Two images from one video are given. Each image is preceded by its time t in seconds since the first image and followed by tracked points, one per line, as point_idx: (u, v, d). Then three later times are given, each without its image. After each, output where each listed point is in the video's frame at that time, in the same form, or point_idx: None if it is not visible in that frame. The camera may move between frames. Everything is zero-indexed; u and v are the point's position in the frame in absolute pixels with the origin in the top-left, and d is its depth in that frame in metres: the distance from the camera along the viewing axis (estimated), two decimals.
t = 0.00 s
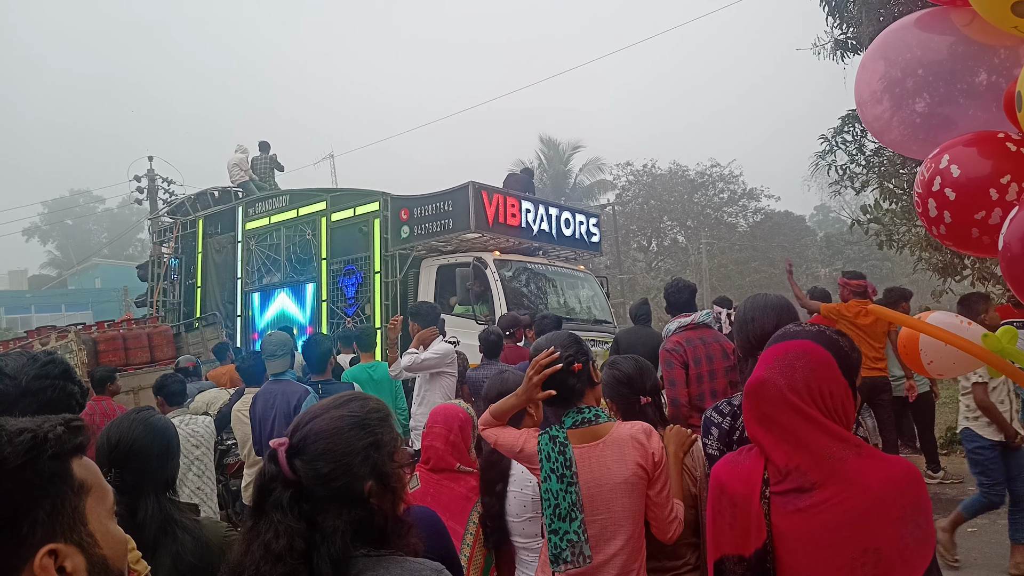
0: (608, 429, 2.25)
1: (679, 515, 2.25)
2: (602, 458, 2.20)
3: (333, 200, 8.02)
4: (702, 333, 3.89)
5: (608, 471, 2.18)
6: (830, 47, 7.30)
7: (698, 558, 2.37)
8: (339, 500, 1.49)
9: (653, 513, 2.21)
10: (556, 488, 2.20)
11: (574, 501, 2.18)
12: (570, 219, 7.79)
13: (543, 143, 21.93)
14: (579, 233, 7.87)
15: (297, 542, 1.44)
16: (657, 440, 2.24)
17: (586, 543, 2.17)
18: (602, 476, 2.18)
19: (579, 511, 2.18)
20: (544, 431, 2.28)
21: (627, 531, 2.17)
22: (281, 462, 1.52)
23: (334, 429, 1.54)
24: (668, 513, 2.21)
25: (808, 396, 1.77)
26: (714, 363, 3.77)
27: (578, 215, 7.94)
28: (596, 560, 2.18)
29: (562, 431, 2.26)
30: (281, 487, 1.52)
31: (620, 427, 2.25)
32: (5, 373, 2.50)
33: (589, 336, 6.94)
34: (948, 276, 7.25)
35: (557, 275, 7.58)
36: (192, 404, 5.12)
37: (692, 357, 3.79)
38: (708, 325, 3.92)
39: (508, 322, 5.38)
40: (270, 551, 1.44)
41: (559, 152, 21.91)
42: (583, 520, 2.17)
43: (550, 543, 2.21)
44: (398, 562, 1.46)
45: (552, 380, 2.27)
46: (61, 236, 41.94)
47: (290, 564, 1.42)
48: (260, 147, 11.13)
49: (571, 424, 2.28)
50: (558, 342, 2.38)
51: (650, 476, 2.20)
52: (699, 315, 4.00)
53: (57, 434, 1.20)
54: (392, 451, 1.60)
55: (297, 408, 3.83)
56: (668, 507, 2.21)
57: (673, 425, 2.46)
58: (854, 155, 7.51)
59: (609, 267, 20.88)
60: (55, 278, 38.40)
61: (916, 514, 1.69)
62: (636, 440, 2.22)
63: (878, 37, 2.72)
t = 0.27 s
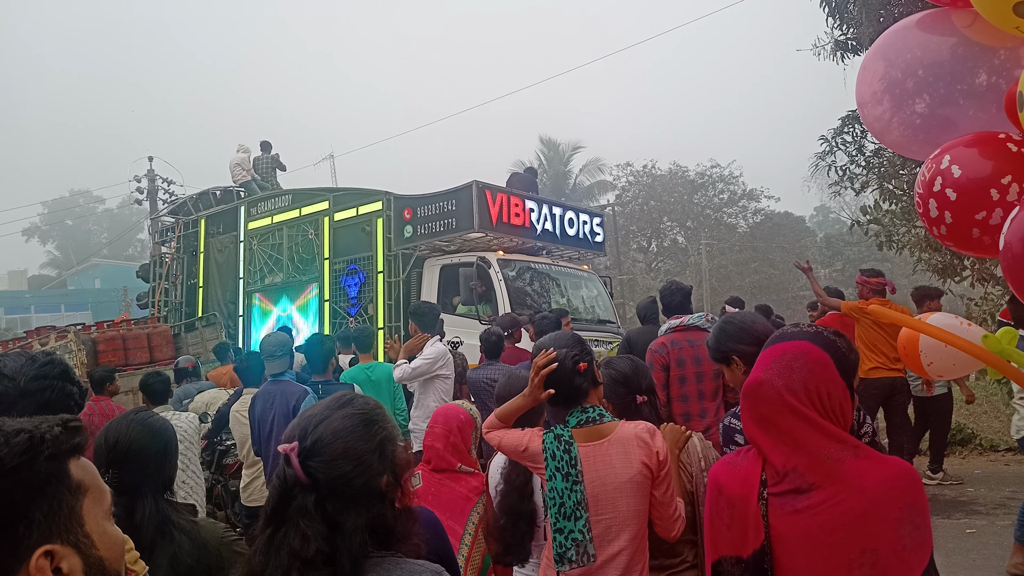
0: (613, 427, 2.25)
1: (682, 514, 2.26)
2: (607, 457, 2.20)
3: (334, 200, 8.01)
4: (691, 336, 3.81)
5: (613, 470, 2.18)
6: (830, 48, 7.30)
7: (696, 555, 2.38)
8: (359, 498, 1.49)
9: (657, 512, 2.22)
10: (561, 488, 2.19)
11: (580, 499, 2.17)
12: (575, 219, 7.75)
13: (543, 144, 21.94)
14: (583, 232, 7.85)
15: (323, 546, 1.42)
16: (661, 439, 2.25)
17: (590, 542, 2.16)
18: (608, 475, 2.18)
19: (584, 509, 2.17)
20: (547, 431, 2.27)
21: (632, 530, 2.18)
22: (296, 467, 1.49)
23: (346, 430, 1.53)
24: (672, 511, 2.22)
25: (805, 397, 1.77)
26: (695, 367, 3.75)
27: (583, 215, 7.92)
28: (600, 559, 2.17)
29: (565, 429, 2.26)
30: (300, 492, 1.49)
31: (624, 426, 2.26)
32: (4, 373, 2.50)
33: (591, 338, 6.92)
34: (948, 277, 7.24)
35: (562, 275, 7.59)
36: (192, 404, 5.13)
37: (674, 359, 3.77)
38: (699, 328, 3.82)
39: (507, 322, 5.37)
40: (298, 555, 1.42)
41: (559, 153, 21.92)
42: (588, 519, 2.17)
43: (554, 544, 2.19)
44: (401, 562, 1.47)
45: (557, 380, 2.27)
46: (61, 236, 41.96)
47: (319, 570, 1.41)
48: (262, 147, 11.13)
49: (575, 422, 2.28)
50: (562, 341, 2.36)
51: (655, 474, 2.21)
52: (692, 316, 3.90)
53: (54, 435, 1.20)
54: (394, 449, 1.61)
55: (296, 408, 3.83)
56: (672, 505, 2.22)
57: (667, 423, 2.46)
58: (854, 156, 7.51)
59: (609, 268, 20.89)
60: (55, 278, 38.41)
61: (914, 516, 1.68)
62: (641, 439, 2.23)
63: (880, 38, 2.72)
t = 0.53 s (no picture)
0: (612, 428, 2.27)
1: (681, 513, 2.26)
2: (607, 456, 2.21)
3: (335, 201, 8.01)
4: (669, 340, 3.83)
5: (613, 470, 2.19)
6: (828, 50, 7.32)
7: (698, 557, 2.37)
8: (352, 498, 1.50)
9: (657, 512, 2.23)
10: (562, 486, 2.19)
11: (581, 498, 2.17)
12: (576, 220, 7.75)
13: (541, 146, 21.95)
14: (586, 233, 7.85)
15: (318, 545, 1.42)
16: (660, 441, 2.27)
17: (594, 542, 2.15)
18: (608, 475, 2.19)
19: (586, 509, 2.17)
20: (546, 431, 2.28)
21: (633, 530, 2.18)
22: (285, 469, 1.49)
23: (336, 430, 1.54)
24: (671, 511, 2.23)
25: (802, 399, 1.77)
26: (672, 371, 3.76)
27: (584, 215, 7.91)
28: (602, 559, 2.16)
29: (565, 430, 2.27)
30: (292, 494, 1.49)
31: (624, 427, 2.28)
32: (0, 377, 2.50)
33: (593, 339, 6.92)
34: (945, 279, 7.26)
35: (565, 275, 7.61)
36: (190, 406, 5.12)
37: (651, 363, 3.80)
38: (678, 332, 3.83)
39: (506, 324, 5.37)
40: (294, 555, 1.41)
41: (557, 155, 21.94)
42: (590, 519, 2.17)
43: (558, 545, 2.17)
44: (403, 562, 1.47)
45: (569, 382, 2.28)
46: (58, 238, 41.89)
47: (316, 569, 1.41)
48: (263, 148, 11.13)
49: (575, 423, 2.29)
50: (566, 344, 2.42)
51: (654, 475, 2.21)
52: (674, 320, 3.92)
53: (49, 439, 1.20)
54: (386, 448, 1.61)
55: (294, 410, 3.82)
56: (671, 506, 2.23)
57: (669, 424, 2.40)
58: (851, 158, 7.53)
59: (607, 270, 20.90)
60: (53, 280, 38.35)
61: (911, 516, 1.69)
62: (641, 440, 2.24)
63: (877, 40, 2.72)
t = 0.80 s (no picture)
0: (599, 426, 2.27)
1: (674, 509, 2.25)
2: (593, 455, 2.21)
3: (339, 196, 8.00)
4: (644, 341, 3.85)
5: (598, 468, 2.19)
6: (830, 49, 7.31)
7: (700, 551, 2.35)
8: (333, 498, 1.49)
9: (647, 509, 2.22)
10: (547, 485, 2.20)
11: (565, 497, 2.18)
12: (581, 216, 7.76)
13: (542, 144, 21.93)
14: (590, 230, 7.85)
15: (294, 544, 1.43)
16: (648, 438, 2.25)
17: (578, 540, 2.16)
18: (593, 473, 2.19)
19: (571, 506, 2.17)
20: (535, 429, 2.29)
21: (620, 528, 2.17)
22: (272, 464, 1.51)
23: (323, 429, 1.53)
24: (662, 507, 2.21)
25: (801, 398, 1.77)
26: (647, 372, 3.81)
27: (589, 213, 7.89)
28: (589, 557, 2.16)
29: (552, 429, 2.28)
30: (275, 491, 1.50)
31: (612, 425, 2.27)
32: None
33: (598, 336, 6.88)
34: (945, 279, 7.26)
35: (569, 272, 7.61)
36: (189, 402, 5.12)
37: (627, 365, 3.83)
38: (652, 332, 3.85)
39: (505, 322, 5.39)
40: (267, 553, 1.43)
41: (558, 153, 21.92)
42: (575, 516, 2.17)
43: (542, 541, 2.20)
44: (396, 562, 1.46)
45: (562, 380, 2.30)
46: (59, 233, 41.86)
47: (287, 566, 1.41)
48: (266, 144, 11.13)
49: (561, 422, 2.30)
50: (559, 342, 2.44)
51: (641, 472, 2.20)
52: (647, 320, 3.92)
53: (49, 434, 1.20)
54: (381, 446, 1.60)
55: (293, 405, 3.82)
56: (662, 502, 2.21)
57: (669, 420, 2.46)
58: (852, 158, 7.53)
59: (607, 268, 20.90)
60: (53, 275, 38.34)
61: (910, 515, 1.68)
62: (627, 438, 2.23)
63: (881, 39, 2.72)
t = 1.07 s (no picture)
0: (585, 422, 2.27)
1: (661, 507, 2.23)
2: (579, 451, 2.22)
3: (343, 192, 8.01)
4: (629, 338, 3.86)
5: (582, 464, 2.20)
6: (832, 44, 7.29)
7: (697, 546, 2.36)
8: (323, 501, 1.49)
9: (633, 505, 2.19)
10: (534, 481, 2.22)
11: (552, 492, 2.19)
12: (587, 212, 7.76)
13: (543, 140, 21.90)
14: (596, 225, 7.85)
15: (285, 539, 1.44)
16: (634, 435, 2.25)
17: (566, 533, 2.18)
18: (578, 468, 2.20)
19: (557, 501, 2.19)
20: (522, 426, 2.31)
21: (606, 522, 2.17)
22: (266, 462, 1.53)
23: (317, 427, 1.54)
24: (648, 504, 2.19)
25: (803, 394, 1.77)
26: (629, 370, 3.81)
27: (596, 207, 7.88)
28: (577, 549, 2.18)
29: (539, 425, 2.30)
30: (268, 486, 1.52)
31: (598, 421, 2.28)
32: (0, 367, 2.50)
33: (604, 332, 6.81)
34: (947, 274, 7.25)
35: (576, 267, 7.51)
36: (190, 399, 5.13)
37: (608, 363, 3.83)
38: (636, 330, 3.86)
39: (506, 319, 5.39)
40: (257, 548, 1.44)
41: (559, 149, 21.89)
42: (562, 511, 2.19)
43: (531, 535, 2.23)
44: (396, 557, 1.47)
45: (551, 379, 2.28)
46: (60, 231, 41.89)
47: (275, 560, 1.42)
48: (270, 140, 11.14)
49: (549, 419, 2.31)
50: (550, 339, 2.41)
51: (626, 469, 2.20)
52: (634, 318, 3.94)
53: (51, 430, 1.20)
54: (380, 445, 1.59)
55: (295, 403, 3.83)
56: (648, 499, 2.19)
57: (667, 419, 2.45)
58: (854, 153, 7.51)
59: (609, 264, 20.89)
60: (54, 273, 38.36)
61: (911, 511, 1.68)
62: (613, 434, 2.24)
63: (885, 34, 2.71)
